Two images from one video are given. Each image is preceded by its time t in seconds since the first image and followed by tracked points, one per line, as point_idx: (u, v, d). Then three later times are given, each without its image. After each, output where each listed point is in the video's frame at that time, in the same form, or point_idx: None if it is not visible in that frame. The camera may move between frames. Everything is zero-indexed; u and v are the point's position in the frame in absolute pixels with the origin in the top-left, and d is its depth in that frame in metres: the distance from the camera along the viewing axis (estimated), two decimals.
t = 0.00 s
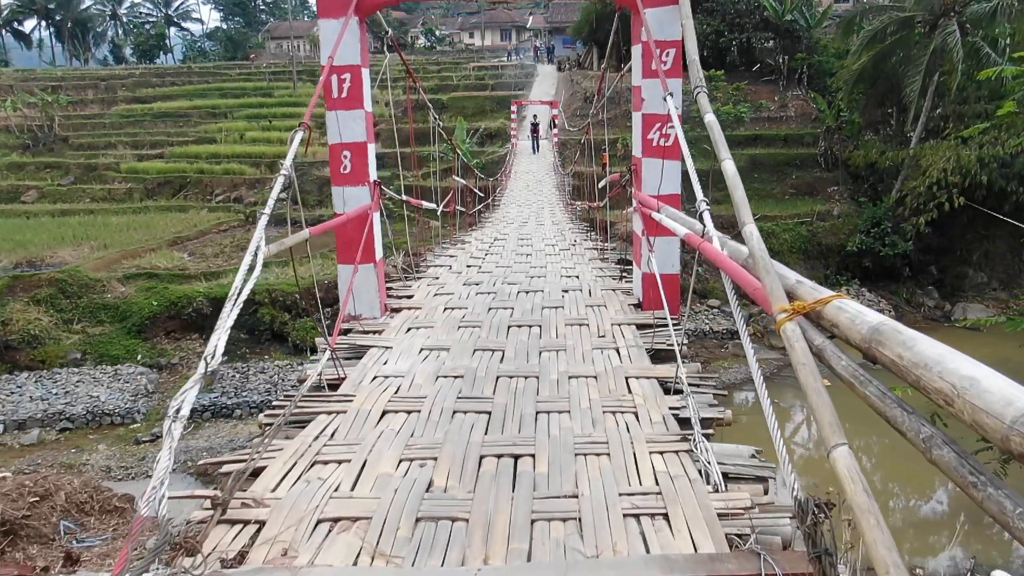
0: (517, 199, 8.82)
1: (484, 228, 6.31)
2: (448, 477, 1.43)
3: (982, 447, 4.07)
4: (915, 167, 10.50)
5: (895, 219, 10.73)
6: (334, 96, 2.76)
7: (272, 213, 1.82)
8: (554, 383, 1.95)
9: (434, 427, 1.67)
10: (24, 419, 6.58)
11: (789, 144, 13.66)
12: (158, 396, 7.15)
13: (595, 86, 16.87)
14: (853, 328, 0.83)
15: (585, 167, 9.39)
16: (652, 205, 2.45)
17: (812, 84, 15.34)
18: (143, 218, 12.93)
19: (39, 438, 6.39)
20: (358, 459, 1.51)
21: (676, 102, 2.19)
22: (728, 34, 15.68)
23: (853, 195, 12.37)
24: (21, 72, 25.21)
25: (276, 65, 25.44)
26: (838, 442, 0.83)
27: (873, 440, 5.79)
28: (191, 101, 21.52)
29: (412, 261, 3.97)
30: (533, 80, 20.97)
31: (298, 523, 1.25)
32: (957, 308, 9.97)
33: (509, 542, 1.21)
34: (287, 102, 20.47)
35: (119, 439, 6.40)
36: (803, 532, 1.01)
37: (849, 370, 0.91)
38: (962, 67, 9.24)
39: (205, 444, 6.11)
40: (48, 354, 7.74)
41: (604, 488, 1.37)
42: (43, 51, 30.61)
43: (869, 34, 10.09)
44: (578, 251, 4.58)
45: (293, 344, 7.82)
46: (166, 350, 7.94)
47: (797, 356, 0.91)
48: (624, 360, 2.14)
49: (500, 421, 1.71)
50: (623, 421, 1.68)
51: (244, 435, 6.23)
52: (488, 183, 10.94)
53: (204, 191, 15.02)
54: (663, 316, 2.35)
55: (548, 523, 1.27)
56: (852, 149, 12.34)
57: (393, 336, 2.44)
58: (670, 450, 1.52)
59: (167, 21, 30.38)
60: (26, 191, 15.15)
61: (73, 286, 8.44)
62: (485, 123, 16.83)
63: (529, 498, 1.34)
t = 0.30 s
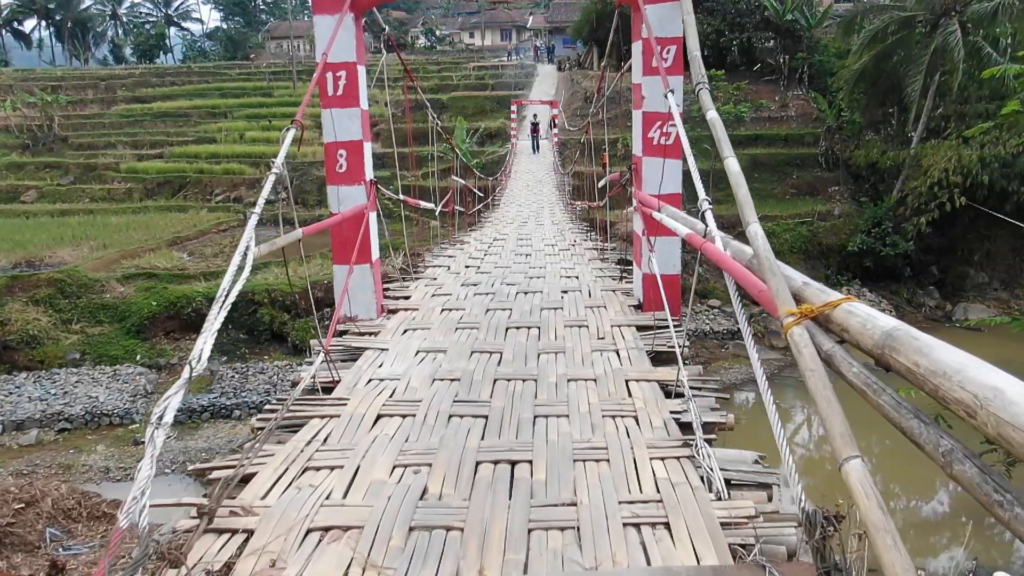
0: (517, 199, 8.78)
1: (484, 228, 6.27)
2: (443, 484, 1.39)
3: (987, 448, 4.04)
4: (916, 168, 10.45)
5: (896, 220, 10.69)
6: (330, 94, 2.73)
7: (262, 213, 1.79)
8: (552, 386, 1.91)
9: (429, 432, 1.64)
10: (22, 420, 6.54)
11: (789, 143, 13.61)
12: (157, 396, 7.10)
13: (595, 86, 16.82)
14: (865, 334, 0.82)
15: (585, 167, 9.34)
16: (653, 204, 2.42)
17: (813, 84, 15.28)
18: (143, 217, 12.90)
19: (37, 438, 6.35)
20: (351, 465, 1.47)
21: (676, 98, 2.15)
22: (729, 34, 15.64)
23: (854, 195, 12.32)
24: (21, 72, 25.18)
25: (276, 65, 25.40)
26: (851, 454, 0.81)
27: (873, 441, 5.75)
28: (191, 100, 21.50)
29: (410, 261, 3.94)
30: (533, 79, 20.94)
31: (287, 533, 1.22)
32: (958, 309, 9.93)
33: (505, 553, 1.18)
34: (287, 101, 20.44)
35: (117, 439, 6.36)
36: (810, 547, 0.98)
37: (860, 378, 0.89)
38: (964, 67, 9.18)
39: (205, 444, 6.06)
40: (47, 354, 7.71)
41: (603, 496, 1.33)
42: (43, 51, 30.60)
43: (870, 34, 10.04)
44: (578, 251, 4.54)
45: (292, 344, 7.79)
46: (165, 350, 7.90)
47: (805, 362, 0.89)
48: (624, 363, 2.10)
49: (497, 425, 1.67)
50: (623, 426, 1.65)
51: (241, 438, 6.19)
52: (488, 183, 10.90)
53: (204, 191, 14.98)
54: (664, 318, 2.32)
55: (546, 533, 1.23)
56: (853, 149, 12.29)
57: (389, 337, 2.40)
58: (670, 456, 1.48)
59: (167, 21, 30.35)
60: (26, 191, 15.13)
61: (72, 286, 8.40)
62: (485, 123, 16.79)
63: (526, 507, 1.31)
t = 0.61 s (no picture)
0: (518, 199, 8.75)
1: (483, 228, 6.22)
2: (439, 491, 1.36)
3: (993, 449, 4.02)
4: (917, 168, 10.40)
5: (897, 220, 10.65)
6: (326, 92, 2.70)
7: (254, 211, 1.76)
8: (553, 390, 1.88)
9: (426, 436, 1.60)
10: (21, 420, 6.50)
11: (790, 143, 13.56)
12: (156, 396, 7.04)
13: (595, 85, 16.78)
14: (881, 341, 0.82)
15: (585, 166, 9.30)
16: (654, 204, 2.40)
17: (813, 83, 15.22)
18: (143, 217, 12.86)
19: (36, 439, 6.31)
20: (345, 471, 1.43)
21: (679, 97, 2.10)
22: (729, 33, 15.60)
23: (855, 195, 12.28)
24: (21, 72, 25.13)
25: (276, 65, 25.36)
26: (867, 468, 0.79)
27: (874, 442, 5.72)
28: (191, 100, 21.47)
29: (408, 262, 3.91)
30: (533, 79, 20.90)
31: (278, 543, 1.18)
32: (959, 309, 9.89)
33: (503, 561, 1.14)
34: (287, 101, 20.40)
35: (117, 440, 6.33)
36: (822, 561, 1.01)
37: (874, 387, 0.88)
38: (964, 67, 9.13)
39: (204, 445, 6.00)
40: (47, 354, 7.68)
41: (604, 503, 1.30)
42: (43, 51, 30.57)
43: (872, 33, 9.99)
44: (578, 251, 4.50)
45: (292, 344, 7.75)
46: (165, 351, 7.86)
47: (818, 371, 0.88)
48: (625, 365, 2.06)
49: (496, 430, 1.63)
50: (624, 430, 1.61)
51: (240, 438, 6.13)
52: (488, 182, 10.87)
53: (204, 191, 14.94)
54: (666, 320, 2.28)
55: (545, 542, 1.19)
56: (854, 149, 12.24)
57: (386, 339, 2.37)
58: (673, 462, 1.44)
59: (167, 21, 30.31)
60: (25, 191, 15.09)
61: (71, 286, 8.36)
62: (486, 123, 16.75)
63: (524, 514, 1.27)
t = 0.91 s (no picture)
0: (518, 199, 8.71)
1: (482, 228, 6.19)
2: (435, 497, 1.32)
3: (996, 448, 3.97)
4: (918, 167, 10.36)
5: (898, 220, 10.60)
6: (322, 89, 2.66)
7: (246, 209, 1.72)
8: (554, 391, 1.84)
9: (423, 440, 1.56)
10: (20, 420, 6.47)
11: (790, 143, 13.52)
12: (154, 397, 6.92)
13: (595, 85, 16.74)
14: (899, 344, 0.79)
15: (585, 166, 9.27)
16: (656, 202, 2.37)
17: (814, 83, 15.19)
18: (142, 217, 12.83)
19: (35, 439, 6.28)
20: (339, 476, 1.39)
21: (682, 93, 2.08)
22: (729, 33, 15.56)
23: (855, 195, 12.25)
24: (21, 72, 25.07)
25: (276, 65, 25.32)
26: (889, 480, 0.76)
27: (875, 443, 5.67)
28: (190, 100, 21.43)
29: (406, 262, 3.87)
30: (533, 79, 20.88)
31: (267, 553, 1.14)
32: (960, 309, 9.85)
33: (502, 571, 1.11)
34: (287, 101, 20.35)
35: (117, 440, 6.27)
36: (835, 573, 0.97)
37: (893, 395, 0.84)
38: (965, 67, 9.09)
39: (203, 446, 5.96)
40: (46, 354, 7.66)
41: (606, 509, 1.26)
42: (43, 51, 30.51)
43: (873, 32, 9.95)
44: (579, 252, 4.45)
45: (292, 344, 7.72)
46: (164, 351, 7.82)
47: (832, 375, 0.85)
48: (626, 366, 2.02)
49: (494, 433, 1.59)
50: (626, 433, 1.57)
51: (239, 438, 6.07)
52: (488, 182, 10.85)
53: (203, 190, 14.90)
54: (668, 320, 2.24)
55: (545, 551, 1.16)
56: (854, 149, 12.20)
57: (383, 339, 2.33)
58: (676, 466, 1.40)
59: (166, 20, 30.26)
60: (24, 191, 15.06)
61: (70, 286, 8.31)
62: (486, 123, 16.72)
63: (523, 521, 1.23)
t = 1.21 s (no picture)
0: (519, 198, 8.65)
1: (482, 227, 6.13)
2: (432, 504, 1.27)
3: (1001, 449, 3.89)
4: (919, 167, 10.31)
5: (899, 220, 10.53)
6: (318, 83, 2.61)
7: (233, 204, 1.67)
8: (555, 393, 1.78)
9: (421, 443, 1.51)
10: (18, 421, 6.42)
11: (791, 142, 13.47)
12: (152, 397, 6.75)
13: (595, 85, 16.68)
14: (932, 345, 0.76)
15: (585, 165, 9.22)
16: (660, 199, 2.33)
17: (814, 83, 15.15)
18: (142, 217, 12.77)
19: (33, 440, 6.23)
20: (333, 481, 1.34)
21: (686, 83, 2.14)
22: (730, 32, 15.50)
23: (856, 194, 12.19)
24: (20, 72, 25.02)
25: (276, 65, 25.27)
26: (927, 494, 0.71)
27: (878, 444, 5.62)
28: (190, 100, 21.37)
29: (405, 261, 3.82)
30: (534, 79, 20.84)
31: (255, 563, 1.10)
32: (962, 309, 9.80)
33: None
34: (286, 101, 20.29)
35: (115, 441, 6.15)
36: None
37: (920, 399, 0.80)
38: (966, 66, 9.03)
39: (202, 447, 5.90)
40: (44, 354, 7.60)
41: (611, 516, 1.21)
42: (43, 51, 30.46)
43: (874, 32, 9.89)
44: (579, 250, 4.39)
45: (291, 344, 7.66)
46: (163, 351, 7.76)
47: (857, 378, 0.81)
48: (629, 367, 1.97)
49: (493, 436, 1.54)
50: (630, 436, 1.52)
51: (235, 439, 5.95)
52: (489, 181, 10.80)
53: (203, 190, 14.85)
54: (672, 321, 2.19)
55: (548, 561, 1.11)
56: (855, 148, 12.15)
57: (381, 339, 2.29)
58: (682, 472, 1.35)
59: (166, 20, 30.19)
60: (24, 190, 15.01)
61: (69, 286, 8.26)
62: (486, 122, 16.67)
63: (524, 530, 1.18)
